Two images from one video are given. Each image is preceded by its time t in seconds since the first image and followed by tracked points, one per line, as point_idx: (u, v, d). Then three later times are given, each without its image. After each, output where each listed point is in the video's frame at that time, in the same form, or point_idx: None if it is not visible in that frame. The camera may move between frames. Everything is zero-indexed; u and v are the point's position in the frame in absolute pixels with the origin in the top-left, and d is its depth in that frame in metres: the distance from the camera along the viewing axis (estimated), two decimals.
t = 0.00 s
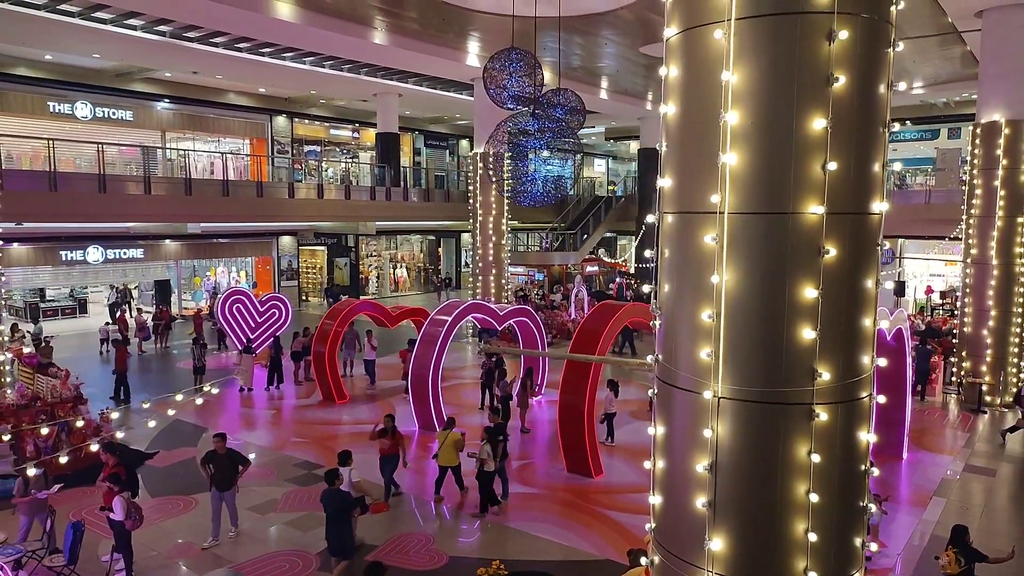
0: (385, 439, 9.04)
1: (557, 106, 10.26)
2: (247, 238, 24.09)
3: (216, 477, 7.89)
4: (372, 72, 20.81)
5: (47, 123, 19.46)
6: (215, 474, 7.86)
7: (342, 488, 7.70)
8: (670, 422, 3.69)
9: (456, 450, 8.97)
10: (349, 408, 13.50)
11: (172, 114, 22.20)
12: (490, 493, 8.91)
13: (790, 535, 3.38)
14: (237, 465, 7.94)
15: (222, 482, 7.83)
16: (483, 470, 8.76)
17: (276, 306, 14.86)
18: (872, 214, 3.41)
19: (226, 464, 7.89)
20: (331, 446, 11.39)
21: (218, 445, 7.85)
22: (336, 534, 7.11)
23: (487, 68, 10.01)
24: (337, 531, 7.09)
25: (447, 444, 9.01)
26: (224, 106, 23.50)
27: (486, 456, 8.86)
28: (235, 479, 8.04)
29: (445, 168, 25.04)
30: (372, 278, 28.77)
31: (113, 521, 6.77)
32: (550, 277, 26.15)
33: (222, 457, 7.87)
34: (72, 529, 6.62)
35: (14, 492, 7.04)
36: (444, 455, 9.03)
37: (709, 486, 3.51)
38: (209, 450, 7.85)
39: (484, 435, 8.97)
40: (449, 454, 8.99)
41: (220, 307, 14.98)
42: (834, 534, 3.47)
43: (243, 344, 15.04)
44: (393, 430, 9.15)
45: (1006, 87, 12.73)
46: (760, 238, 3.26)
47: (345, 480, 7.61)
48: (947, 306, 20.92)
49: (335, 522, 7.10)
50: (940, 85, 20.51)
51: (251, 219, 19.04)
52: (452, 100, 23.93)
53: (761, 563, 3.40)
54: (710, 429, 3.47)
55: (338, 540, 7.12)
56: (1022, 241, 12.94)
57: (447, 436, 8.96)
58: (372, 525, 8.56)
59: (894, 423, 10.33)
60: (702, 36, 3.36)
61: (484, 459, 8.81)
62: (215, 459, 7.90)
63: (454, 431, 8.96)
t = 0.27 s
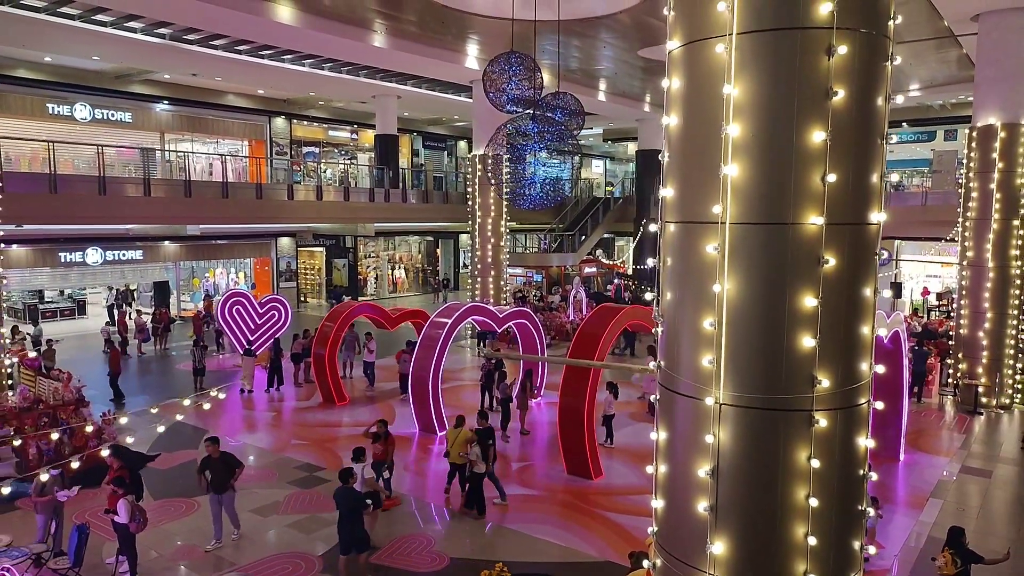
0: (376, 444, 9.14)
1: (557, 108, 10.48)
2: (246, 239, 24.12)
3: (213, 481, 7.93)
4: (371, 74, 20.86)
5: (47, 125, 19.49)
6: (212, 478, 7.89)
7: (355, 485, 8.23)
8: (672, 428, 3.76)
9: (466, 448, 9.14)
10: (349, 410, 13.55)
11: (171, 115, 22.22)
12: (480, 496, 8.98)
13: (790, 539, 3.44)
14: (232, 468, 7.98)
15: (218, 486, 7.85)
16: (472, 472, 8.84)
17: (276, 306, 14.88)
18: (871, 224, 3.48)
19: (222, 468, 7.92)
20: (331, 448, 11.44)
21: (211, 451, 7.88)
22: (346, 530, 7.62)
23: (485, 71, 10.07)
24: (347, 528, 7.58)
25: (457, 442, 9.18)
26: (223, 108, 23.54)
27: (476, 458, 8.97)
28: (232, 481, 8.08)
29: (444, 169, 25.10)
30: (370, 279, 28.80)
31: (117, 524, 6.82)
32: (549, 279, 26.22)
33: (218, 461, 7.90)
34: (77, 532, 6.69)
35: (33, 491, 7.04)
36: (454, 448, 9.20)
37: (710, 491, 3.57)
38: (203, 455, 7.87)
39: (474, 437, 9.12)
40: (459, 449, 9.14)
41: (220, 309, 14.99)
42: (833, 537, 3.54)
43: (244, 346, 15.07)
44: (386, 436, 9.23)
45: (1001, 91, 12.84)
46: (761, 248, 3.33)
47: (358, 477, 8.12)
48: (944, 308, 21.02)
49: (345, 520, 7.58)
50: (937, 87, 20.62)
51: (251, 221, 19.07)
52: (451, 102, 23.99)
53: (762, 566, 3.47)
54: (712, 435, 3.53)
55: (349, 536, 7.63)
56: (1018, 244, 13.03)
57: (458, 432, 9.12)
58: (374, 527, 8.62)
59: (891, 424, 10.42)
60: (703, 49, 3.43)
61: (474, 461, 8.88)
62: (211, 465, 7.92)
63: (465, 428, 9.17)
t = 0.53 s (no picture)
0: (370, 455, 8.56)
1: (557, 111, 10.46)
2: (245, 240, 24.15)
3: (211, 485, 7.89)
4: (371, 76, 20.91)
5: (47, 126, 19.52)
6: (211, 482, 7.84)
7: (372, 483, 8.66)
8: (675, 432, 3.83)
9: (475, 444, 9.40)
10: (350, 411, 13.61)
11: (171, 116, 22.25)
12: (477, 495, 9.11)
13: (793, 541, 3.51)
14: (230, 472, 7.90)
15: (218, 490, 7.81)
16: (463, 472, 9.03)
17: (276, 308, 14.93)
18: (871, 234, 3.55)
19: (220, 472, 7.84)
20: (333, 449, 11.50)
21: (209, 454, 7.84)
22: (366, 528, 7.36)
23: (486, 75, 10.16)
24: (366, 526, 7.35)
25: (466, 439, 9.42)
26: (223, 109, 23.57)
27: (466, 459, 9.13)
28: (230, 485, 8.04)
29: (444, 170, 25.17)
30: (369, 279, 28.83)
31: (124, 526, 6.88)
32: (548, 280, 26.28)
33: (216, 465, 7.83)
34: (84, 534, 6.75)
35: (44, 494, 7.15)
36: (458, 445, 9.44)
37: (713, 494, 3.64)
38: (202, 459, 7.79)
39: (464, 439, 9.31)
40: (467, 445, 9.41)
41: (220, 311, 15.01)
42: (834, 540, 3.61)
43: (246, 348, 15.13)
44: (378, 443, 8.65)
45: (999, 94, 12.92)
46: (764, 257, 3.40)
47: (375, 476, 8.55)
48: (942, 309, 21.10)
49: (362, 519, 7.37)
50: (934, 89, 20.72)
51: (252, 222, 19.11)
52: (450, 103, 24.05)
53: (764, 569, 3.54)
54: (715, 440, 3.60)
55: (367, 534, 7.39)
56: (1015, 246, 13.12)
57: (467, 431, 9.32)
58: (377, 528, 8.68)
59: (889, 425, 10.51)
60: (707, 62, 3.50)
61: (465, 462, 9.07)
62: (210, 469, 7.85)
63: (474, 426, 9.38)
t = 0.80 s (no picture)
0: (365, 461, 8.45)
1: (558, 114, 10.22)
2: (246, 242, 24.20)
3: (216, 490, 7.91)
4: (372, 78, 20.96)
5: (50, 128, 19.57)
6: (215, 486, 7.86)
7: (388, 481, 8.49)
8: (681, 437, 3.89)
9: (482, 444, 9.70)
10: (353, 413, 13.67)
11: (172, 118, 22.28)
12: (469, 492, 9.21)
13: (796, 544, 3.58)
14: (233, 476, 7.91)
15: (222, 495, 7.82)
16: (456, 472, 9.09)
17: (278, 310, 15.00)
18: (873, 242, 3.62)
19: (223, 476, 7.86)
20: (337, 451, 11.56)
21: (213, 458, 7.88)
22: (381, 524, 7.43)
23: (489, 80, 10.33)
24: (381, 523, 7.41)
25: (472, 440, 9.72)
26: (225, 111, 23.61)
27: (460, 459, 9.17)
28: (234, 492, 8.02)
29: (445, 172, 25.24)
30: (370, 280, 28.88)
31: (131, 528, 6.94)
32: (548, 281, 26.34)
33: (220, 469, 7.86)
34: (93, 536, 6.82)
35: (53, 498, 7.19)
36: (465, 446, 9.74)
37: (719, 499, 3.70)
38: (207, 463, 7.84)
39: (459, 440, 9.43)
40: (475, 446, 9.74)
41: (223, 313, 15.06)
42: (836, 543, 3.68)
43: (249, 351, 15.20)
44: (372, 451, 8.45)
45: (998, 97, 12.99)
46: (769, 265, 3.46)
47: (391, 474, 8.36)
48: (941, 311, 21.17)
49: (377, 516, 7.47)
50: (934, 91, 20.79)
51: (254, 223, 19.16)
52: (451, 105, 24.11)
53: (768, 571, 3.60)
54: (721, 446, 3.67)
55: (384, 531, 7.44)
56: (1014, 248, 13.18)
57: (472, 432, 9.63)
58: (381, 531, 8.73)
59: (889, 428, 10.58)
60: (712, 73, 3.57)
61: (458, 461, 9.14)
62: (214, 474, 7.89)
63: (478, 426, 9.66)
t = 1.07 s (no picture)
0: (363, 468, 8.49)
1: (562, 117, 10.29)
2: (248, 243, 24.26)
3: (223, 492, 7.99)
4: (373, 80, 21.03)
5: (52, 130, 19.62)
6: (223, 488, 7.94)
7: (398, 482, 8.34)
8: (686, 442, 3.96)
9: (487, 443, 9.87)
10: (355, 415, 13.74)
11: (174, 120, 22.34)
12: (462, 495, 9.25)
13: (800, 548, 3.65)
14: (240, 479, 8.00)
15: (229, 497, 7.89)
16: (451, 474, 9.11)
17: (281, 312, 15.11)
18: (875, 252, 3.69)
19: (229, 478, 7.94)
20: (340, 453, 11.63)
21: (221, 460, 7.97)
22: (395, 522, 7.52)
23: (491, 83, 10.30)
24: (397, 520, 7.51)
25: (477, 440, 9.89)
26: (226, 113, 23.67)
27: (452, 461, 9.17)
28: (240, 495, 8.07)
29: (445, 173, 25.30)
30: (371, 281, 28.93)
31: (140, 530, 7.01)
32: (549, 282, 26.40)
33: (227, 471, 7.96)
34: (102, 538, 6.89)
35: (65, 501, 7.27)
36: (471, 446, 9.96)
37: (724, 502, 3.77)
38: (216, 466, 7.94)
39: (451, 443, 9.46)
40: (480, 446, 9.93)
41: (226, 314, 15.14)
42: (839, 546, 3.75)
43: (251, 353, 15.25)
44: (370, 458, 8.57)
45: (998, 100, 13.06)
46: (774, 274, 3.53)
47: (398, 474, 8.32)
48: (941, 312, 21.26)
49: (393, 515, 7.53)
50: (933, 93, 20.87)
51: (257, 225, 19.22)
52: (452, 107, 24.18)
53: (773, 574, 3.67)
54: (726, 451, 3.74)
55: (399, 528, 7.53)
56: (1013, 251, 13.25)
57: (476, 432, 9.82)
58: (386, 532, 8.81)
59: (889, 430, 10.66)
60: (718, 86, 3.64)
61: (452, 463, 9.12)
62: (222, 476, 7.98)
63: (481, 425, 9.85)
